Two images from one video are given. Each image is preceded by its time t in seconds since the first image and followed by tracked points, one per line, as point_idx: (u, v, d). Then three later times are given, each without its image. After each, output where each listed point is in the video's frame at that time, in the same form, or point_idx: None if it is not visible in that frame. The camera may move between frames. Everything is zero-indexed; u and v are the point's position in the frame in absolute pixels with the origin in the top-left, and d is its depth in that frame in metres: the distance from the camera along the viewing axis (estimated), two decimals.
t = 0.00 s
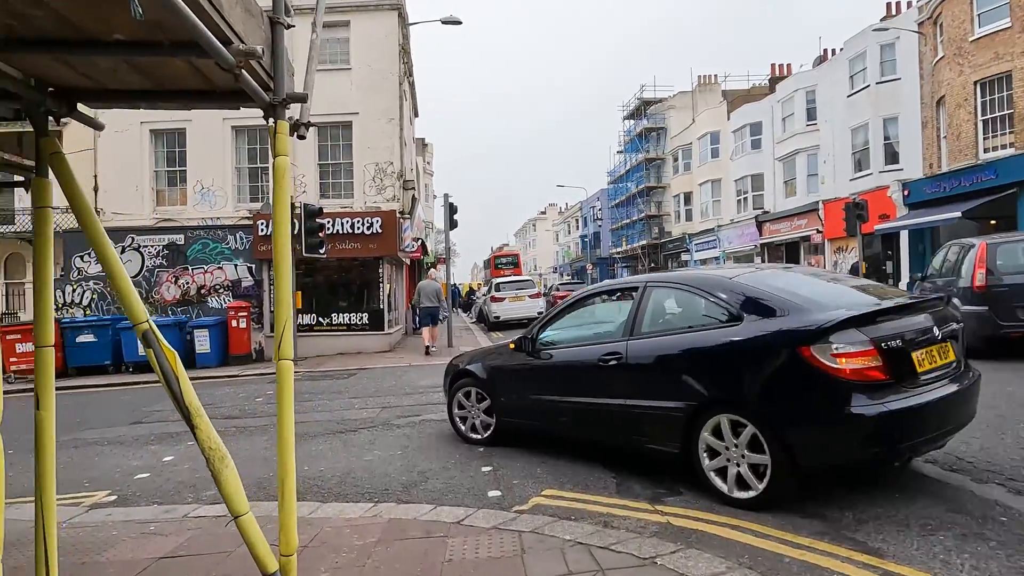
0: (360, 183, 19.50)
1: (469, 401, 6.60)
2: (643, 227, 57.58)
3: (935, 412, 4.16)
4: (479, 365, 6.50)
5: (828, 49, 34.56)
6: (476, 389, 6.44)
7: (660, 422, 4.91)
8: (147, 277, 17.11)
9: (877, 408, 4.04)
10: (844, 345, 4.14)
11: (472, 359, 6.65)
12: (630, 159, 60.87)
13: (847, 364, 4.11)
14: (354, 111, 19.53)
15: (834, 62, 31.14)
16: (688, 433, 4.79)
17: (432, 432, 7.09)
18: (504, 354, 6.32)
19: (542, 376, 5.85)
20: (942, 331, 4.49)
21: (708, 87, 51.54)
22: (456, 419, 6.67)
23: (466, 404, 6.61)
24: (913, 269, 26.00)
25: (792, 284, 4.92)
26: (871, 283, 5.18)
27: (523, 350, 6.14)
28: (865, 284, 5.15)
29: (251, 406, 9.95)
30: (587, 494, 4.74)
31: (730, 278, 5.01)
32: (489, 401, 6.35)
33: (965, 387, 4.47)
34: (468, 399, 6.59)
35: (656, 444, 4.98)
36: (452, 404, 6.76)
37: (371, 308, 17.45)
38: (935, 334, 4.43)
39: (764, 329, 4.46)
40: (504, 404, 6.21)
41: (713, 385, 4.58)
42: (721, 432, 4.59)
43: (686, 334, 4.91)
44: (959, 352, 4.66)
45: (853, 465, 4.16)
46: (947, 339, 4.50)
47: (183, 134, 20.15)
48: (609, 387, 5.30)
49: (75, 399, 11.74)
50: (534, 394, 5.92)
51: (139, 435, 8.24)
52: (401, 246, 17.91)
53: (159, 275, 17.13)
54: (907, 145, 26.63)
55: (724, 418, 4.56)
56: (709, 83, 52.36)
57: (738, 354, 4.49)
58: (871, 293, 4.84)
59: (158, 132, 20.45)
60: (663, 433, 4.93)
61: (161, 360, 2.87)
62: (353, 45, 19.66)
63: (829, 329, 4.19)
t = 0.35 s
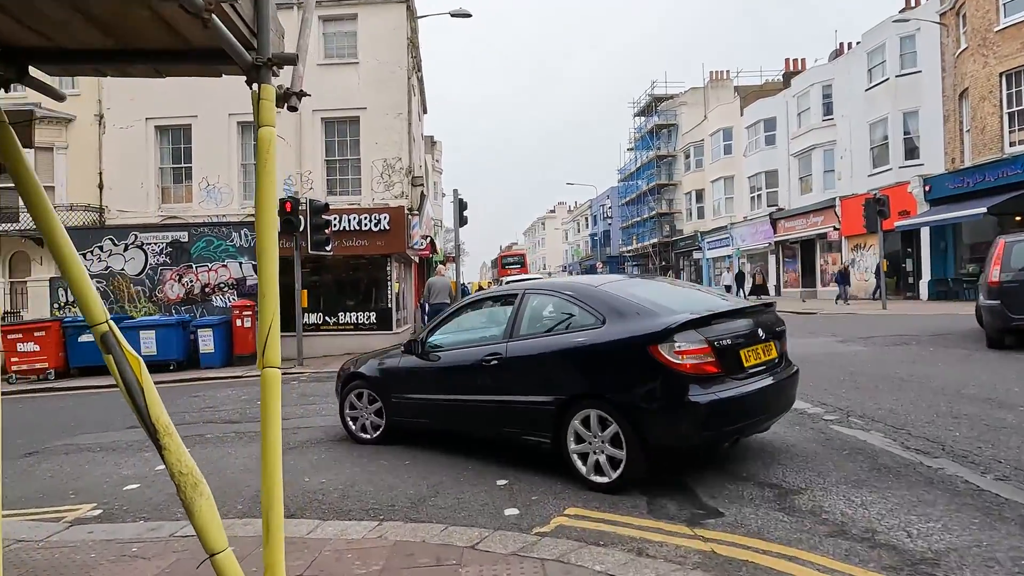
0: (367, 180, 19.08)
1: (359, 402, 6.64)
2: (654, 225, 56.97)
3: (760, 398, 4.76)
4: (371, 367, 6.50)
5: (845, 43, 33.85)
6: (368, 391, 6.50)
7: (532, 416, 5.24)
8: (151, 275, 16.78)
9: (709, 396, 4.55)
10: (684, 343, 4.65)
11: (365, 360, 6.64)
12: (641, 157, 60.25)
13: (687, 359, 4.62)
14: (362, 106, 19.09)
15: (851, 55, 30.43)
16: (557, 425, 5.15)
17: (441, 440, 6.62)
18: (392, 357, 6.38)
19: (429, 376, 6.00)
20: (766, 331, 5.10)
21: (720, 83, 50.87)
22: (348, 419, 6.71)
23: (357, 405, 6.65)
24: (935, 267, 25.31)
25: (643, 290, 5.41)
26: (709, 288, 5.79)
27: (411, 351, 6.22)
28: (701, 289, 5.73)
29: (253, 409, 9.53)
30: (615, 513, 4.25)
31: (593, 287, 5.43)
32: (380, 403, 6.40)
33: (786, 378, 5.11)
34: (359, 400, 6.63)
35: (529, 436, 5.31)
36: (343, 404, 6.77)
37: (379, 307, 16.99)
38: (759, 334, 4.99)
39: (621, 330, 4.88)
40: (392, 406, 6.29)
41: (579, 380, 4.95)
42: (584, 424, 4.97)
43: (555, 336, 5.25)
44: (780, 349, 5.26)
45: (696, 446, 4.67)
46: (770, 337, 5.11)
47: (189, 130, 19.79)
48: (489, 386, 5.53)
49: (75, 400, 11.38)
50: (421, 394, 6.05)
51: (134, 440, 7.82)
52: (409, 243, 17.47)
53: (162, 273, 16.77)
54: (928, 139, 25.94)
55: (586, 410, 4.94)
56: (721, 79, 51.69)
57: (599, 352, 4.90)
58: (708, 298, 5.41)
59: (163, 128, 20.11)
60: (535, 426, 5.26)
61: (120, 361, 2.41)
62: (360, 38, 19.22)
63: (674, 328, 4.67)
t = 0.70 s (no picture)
0: (373, 176, 18.67)
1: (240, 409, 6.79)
2: (663, 224, 56.42)
3: (604, 399, 5.22)
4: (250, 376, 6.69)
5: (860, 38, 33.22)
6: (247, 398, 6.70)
7: (404, 419, 5.47)
8: (151, 274, 16.40)
9: (558, 399, 4.95)
10: (536, 351, 5.03)
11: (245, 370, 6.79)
12: (649, 155, 59.69)
13: (538, 366, 4.99)
14: (367, 101, 18.68)
15: (866, 50, 29.79)
16: (425, 427, 5.42)
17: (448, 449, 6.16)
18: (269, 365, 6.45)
19: (310, 383, 6.09)
20: (609, 339, 5.57)
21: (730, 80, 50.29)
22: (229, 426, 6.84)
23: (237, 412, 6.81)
24: (954, 265, 24.69)
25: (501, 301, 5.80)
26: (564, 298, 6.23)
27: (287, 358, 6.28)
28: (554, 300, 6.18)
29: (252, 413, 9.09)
30: (647, 538, 3.77)
31: (460, 298, 5.75)
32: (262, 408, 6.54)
33: (630, 380, 5.62)
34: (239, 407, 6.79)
35: (401, 438, 5.54)
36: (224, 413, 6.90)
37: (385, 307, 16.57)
38: (602, 342, 5.45)
39: (482, 340, 5.21)
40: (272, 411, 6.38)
41: (445, 386, 5.25)
42: (449, 425, 5.28)
43: (425, 344, 5.53)
44: (623, 354, 5.75)
45: (548, 444, 5.06)
46: (614, 344, 5.60)
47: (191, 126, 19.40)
48: (366, 392, 5.70)
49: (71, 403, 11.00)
50: (300, 399, 6.14)
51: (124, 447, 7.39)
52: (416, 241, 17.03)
53: (163, 271, 16.37)
54: (946, 135, 25.35)
55: (450, 412, 5.26)
56: (731, 76, 51.07)
57: (462, 360, 5.22)
58: (557, 308, 5.87)
59: (166, 124, 19.74)
60: (405, 428, 5.52)
61: (61, 374, 1.95)
62: (366, 32, 18.79)
63: (527, 339, 5.05)
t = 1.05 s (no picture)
0: (378, 172, 18.26)
1: (112, 415, 6.88)
2: (671, 222, 55.89)
3: (455, 396, 5.74)
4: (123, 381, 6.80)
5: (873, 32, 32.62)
6: (120, 404, 6.81)
7: (270, 418, 5.75)
8: (152, 272, 16.09)
9: (411, 395, 5.41)
10: (391, 352, 5.48)
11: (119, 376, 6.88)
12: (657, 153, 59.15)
13: (393, 366, 5.43)
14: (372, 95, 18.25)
15: (881, 44, 29.21)
16: (291, 425, 5.71)
17: (456, 459, 5.75)
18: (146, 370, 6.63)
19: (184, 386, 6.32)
20: (463, 342, 6.10)
21: (739, 76, 49.69)
22: (101, 432, 6.92)
23: (108, 417, 6.89)
24: (971, 263, 24.14)
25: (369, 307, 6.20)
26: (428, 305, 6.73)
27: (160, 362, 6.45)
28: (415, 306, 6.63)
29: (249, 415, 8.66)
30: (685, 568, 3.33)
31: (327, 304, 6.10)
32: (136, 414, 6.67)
33: (483, 378, 6.18)
34: (112, 413, 6.88)
35: (269, 437, 5.80)
36: (96, 419, 6.97)
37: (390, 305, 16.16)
38: (455, 344, 5.98)
39: (344, 342, 5.60)
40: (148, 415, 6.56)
41: (310, 385, 5.58)
42: (313, 420, 5.60)
43: (296, 347, 5.83)
44: (476, 355, 6.30)
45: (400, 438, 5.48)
46: (468, 346, 6.14)
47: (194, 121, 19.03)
48: (235, 392, 5.95)
49: (67, 405, 10.64)
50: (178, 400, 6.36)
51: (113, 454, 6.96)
52: (421, 239, 16.62)
53: (164, 269, 16.06)
54: (964, 130, 24.77)
55: (313, 410, 5.59)
56: (740, 72, 50.45)
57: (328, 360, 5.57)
58: (416, 312, 6.33)
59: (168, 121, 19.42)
60: (272, 426, 5.79)
61: None
62: (371, 25, 18.35)
63: (384, 342, 5.49)
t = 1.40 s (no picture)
0: (381, 168, 17.79)
1: None
2: (678, 220, 55.32)
3: (306, 395, 6.06)
4: None
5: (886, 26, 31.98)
6: None
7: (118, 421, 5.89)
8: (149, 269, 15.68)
9: (258, 396, 5.68)
10: (237, 356, 5.74)
11: None
12: (664, 149, 58.56)
13: (239, 368, 5.69)
14: (374, 88, 17.77)
15: (893, 37, 28.62)
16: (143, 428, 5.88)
17: (459, 471, 5.31)
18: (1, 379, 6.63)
19: (37, 392, 6.37)
20: (315, 345, 6.43)
21: (748, 72, 49.05)
22: None
23: None
24: (987, 262, 23.60)
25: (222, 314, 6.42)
26: (287, 312, 7.03)
27: (15, 370, 6.48)
28: (266, 311, 6.91)
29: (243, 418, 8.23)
30: None
31: (180, 313, 6.26)
32: None
33: (336, 378, 6.54)
34: None
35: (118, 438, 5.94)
36: None
37: (392, 304, 15.68)
38: (306, 347, 6.31)
39: (192, 349, 5.81)
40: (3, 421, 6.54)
41: (162, 389, 5.75)
42: (166, 422, 5.78)
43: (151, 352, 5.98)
44: (331, 357, 6.66)
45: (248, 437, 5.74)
46: (319, 349, 6.47)
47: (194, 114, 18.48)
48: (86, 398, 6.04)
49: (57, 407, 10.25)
50: (29, 408, 6.38)
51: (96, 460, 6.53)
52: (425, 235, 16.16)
53: (160, 266, 15.66)
54: (981, 125, 24.18)
55: (163, 414, 5.78)
56: (748, 68, 49.78)
57: (174, 364, 5.76)
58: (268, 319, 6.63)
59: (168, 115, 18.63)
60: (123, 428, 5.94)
61: None
62: (373, 16, 17.85)
63: (230, 346, 5.75)
